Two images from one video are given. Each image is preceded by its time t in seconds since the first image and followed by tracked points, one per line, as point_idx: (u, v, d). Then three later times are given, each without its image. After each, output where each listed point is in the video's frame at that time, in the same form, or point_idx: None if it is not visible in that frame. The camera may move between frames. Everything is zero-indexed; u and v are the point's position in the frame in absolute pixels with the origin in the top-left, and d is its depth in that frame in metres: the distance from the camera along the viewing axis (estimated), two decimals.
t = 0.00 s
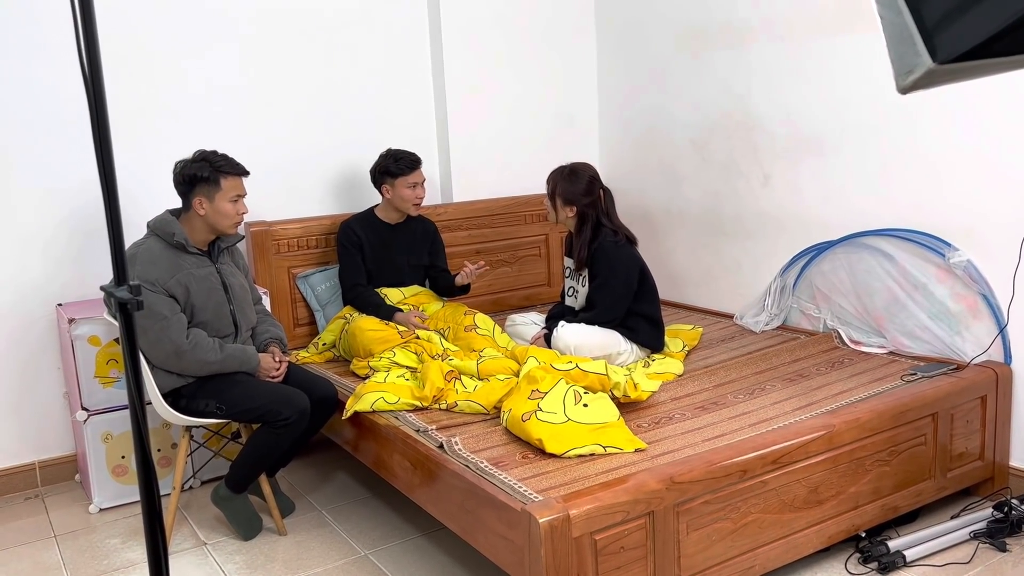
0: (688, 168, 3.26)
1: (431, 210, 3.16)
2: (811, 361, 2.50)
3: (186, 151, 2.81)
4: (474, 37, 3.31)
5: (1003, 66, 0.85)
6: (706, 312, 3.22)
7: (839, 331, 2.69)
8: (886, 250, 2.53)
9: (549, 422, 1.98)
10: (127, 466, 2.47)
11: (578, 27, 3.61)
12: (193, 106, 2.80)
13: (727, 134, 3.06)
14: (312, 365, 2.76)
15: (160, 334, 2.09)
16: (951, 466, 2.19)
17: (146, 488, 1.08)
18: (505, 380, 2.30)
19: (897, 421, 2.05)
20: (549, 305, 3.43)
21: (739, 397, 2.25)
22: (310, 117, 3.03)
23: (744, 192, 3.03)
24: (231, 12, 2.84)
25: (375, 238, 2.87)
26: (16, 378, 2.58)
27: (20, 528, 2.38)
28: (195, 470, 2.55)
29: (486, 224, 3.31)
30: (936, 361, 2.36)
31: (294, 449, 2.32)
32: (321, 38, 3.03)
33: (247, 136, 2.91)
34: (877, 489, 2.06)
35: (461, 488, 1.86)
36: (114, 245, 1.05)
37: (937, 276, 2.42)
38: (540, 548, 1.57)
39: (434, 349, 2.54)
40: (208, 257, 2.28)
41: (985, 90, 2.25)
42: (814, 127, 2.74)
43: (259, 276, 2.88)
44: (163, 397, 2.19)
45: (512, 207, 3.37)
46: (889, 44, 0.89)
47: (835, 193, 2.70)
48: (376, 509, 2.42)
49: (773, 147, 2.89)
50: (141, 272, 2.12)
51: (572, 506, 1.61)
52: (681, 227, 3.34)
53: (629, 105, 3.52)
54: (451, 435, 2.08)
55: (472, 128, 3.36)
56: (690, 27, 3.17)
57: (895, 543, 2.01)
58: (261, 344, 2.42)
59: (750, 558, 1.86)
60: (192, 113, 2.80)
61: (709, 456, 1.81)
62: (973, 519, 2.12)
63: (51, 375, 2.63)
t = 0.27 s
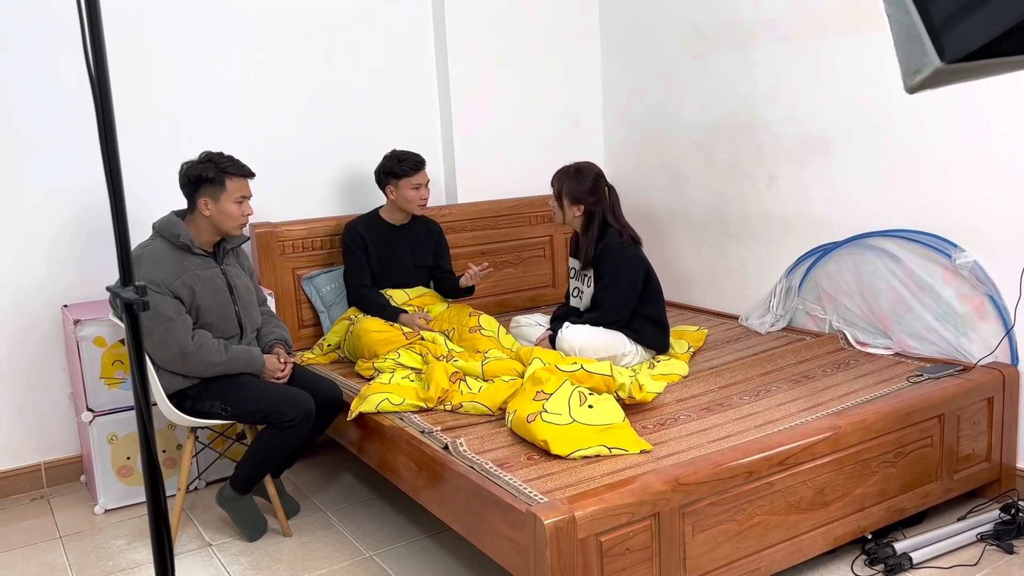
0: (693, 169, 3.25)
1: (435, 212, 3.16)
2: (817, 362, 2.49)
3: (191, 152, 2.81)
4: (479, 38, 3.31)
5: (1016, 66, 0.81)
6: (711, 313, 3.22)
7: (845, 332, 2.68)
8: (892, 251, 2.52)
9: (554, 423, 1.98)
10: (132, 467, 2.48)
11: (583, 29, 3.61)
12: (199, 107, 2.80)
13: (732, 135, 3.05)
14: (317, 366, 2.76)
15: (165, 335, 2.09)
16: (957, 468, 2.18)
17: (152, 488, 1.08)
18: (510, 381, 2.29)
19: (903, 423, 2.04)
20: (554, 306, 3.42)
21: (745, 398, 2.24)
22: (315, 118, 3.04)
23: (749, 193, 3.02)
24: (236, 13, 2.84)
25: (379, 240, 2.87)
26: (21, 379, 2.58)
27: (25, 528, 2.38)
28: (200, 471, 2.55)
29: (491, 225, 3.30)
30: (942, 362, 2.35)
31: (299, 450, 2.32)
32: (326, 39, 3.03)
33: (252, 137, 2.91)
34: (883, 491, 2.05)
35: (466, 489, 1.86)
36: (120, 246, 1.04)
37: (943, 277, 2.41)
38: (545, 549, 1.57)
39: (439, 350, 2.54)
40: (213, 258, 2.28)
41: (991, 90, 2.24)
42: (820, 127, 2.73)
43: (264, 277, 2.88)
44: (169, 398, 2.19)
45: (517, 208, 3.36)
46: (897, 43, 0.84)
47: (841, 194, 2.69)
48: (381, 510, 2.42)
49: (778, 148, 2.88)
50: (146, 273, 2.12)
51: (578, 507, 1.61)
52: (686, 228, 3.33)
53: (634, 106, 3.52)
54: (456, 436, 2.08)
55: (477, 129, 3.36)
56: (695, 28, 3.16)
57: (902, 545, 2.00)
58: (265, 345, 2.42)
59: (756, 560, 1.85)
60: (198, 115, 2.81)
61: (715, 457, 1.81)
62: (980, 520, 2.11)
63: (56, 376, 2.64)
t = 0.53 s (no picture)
0: (699, 171, 3.25)
1: (441, 213, 3.16)
2: (824, 364, 2.49)
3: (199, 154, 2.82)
4: (485, 39, 3.31)
5: None
6: (717, 315, 3.21)
7: (851, 334, 2.67)
8: (900, 253, 2.52)
9: (560, 425, 1.97)
10: (139, 468, 2.48)
11: (589, 30, 3.61)
12: (206, 109, 2.81)
13: (739, 136, 3.05)
14: (323, 367, 2.77)
15: (173, 336, 2.10)
16: (965, 471, 2.17)
17: (160, 488, 1.08)
18: (516, 383, 2.29)
19: (910, 425, 2.04)
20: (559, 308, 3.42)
21: (751, 401, 2.24)
22: (321, 120, 3.04)
23: (755, 195, 3.02)
24: (243, 15, 2.85)
25: (386, 241, 2.88)
26: (29, 380, 2.59)
27: (33, 529, 2.39)
28: (207, 472, 2.56)
29: (496, 227, 3.31)
30: (950, 365, 2.34)
31: (305, 451, 2.32)
32: (332, 40, 3.04)
33: (259, 139, 2.92)
34: (890, 494, 2.04)
35: (472, 491, 1.86)
36: (129, 248, 1.05)
37: (951, 279, 2.40)
38: (551, 552, 1.57)
39: (445, 351, 2.54)
40: (220, 259, 2.28)
41: (1000, 91, 2.23)
42: (827, 129, 2.73)
43: (271, 279, 2.88)
44: (176, 400, 2.19)
45: (523, 210, 3.36)
46: (908, 45, 0.84)
47: (848, 196, 2.69)
48: (387, 512, 2.42)
49: (785, 149, 2.88)
50: (154, 274, 2.13)
51: (584, 509, 1.61)
52: (692, 230, 3.33)
53: (640, 107, 3.52)
54: (462, 438, 2.08)
55: (483, 130, 3.36)
56: (702, 29, 3.16)
57: (909, 548, 1.99)
58: (272, 346, 2.43)
59: (763, 563, 1.85)
60: (205, 117, 2.81)
61: (721, 460, 1.80)
62: (988, 524, 2.10)
63: (64, 377, 2.64)
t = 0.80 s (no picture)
0: (707, 172, 3.24)
1: (449, 214, 3.16)
2: (832, 366, 2.48)
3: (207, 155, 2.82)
4: (493, 41, 3.31)
5: None
6: (725, 316, 3.20)
7: (860, 337, 2.66)
8: (909, 255, 2.51)
9: (568, 427, 1.97)
10: (147, 468, 2.49)
11: (597, 32, 3.61)
12: (215, 110, 2.82)
13: (747, 138, 3.04)
14: (331, 368, 2.77)
15: (181, 336, 2.10)
16: (975, 475, 2.16)
17: (168, 487, 1.09)
18: (523, 385, 2.29)
19: (919, 428, 2.03)
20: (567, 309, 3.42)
21: (759, 403, 2.23)
22: (330, 121, 3.05)
23: (764, 196, 3.01)
24: (252, 16, 2.86)
25: (393, 242, 2.88)
26: (38, 380, 2.60)
27: (41, 528, 2.40)
28: (214, 472, 2.56)
29: (504, 228, 3.30)
30: (959, 367, 2.33)
31: (313, 452, 2.33)
32: (341, 41, 3.04)
33: (267, 139, 2.92)
34: (899, 497, 2.03)
35: (480, 492, 1.86)
36: (138, 248, 1.05)
37: (961, 282, 2.40)
38: (559, 554, 1.56)
39: (452, 352, 2.54)
40: (227, 259, 2.29)
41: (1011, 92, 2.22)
42: (836, 131, 2.72)
43: (279, 279, 2.88)
44: (184, 400, 2.20)
45: (531, 211, 3.36)
46: (917, 46, 0.84)
47: (857, 198, 2.68)
48: (394, 513, 2.42)
49: (794, 150, 2.87)
50: (161, 275, 2.14)
51: (591, 512, 1.60)
52: (701, 232, 3.32)
53: (648, 108, 3.51)
54: (469, 439, 2.08)
55: (490, 132, 3.36)
56: (710, 30, 3.15)
57: (918, 552, 1.98)
58: (280, 347, 2.43)
59: (771, 566, 1.84)
60: (214, 118, 2.82)
61: (729, 462, 1.80)
62: (998, 528, 2.09)
63: (72, 377, 2.65)
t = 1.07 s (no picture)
0: (716, 174, 3.24)
1: (457, 215, 3.16)
2: (841, 369, 2.47)
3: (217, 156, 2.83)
4: (502, 42, 3.32)
5: None
6: (733, 318, 3.20)
7: (869, 339, 2.65)
8: (918, 257, 2.50)
9: (576, 428, 1.97)
10: (156, 467, 2.50)
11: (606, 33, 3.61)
12: (225, 111, 2.83)
13: (757, 140, 3.04)
14: (339, 368, 2.78)
15: (189, 335, 2.11)
16: (985, 478, 2.15)
17: (179, 485, 1.09)
18: (531, 386, 2.29)
19: (929, 431, 2.02)
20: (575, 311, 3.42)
21: (768, 405, 2.23)
22: (339, 122, 3.05)
23: (773, 198, 3.00)
24: (262, 17, 2.87)
25: (401, 242, 2.88)
26: (48, 379, 2.61)
27: (50, 527, 2.41)
28: (223, 472, 2.57)
29: (512, 229, 3.30)
30: (969, 371, 2.32)
31: (321, 452, 2.33)
32: (350, 42, 3.05)
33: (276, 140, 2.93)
34: (908, 500, 2.02)
35: (487, 493, 1.86)
36: (150, 247, 1.06)
37: (971, 284, 2.39)
38: (567, 555, 1.56)
39: (460, 353, 2.55)
40: (233, 259, 2.29)
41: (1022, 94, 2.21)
42: (846, 133, 2.71)
43: (288, 279, 2.89)
44: (193, 399, 2.20)
45: (539, 212, 3.36)
46: (932, 48, 0.96)
47: (867, 200, 2.67)
48: (402, 514, 2.42)
49: (804, 152, 2.86)
50: (168, 275, 2.15)
51: (600, 513, 1.60)
52: (709, 234, 3.32)
53: (657, 110, 3.51)
54: (477, 440, 2.08)
55: (499, 133, 3.36)
56: (719, 32, 3.15)
57: (927, 555, 1.97)
58: (288, 347, 2.43)
59: (780, 569, 1.84)
60: (224, 119, 2.83)
61: (738, 465, 1.79)
62: (1008, 532, 2.08)
63: (82, 377, 2.67)
